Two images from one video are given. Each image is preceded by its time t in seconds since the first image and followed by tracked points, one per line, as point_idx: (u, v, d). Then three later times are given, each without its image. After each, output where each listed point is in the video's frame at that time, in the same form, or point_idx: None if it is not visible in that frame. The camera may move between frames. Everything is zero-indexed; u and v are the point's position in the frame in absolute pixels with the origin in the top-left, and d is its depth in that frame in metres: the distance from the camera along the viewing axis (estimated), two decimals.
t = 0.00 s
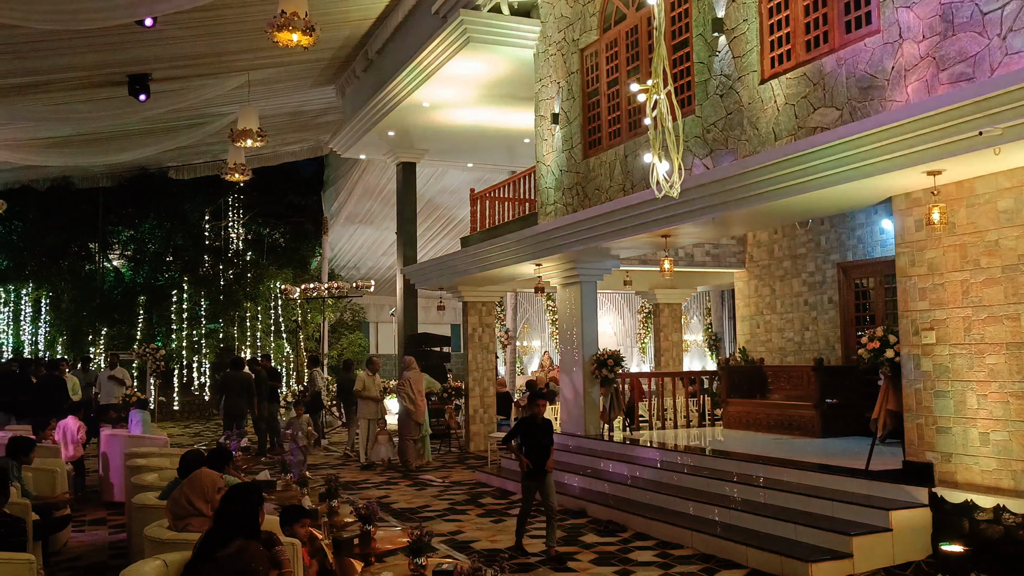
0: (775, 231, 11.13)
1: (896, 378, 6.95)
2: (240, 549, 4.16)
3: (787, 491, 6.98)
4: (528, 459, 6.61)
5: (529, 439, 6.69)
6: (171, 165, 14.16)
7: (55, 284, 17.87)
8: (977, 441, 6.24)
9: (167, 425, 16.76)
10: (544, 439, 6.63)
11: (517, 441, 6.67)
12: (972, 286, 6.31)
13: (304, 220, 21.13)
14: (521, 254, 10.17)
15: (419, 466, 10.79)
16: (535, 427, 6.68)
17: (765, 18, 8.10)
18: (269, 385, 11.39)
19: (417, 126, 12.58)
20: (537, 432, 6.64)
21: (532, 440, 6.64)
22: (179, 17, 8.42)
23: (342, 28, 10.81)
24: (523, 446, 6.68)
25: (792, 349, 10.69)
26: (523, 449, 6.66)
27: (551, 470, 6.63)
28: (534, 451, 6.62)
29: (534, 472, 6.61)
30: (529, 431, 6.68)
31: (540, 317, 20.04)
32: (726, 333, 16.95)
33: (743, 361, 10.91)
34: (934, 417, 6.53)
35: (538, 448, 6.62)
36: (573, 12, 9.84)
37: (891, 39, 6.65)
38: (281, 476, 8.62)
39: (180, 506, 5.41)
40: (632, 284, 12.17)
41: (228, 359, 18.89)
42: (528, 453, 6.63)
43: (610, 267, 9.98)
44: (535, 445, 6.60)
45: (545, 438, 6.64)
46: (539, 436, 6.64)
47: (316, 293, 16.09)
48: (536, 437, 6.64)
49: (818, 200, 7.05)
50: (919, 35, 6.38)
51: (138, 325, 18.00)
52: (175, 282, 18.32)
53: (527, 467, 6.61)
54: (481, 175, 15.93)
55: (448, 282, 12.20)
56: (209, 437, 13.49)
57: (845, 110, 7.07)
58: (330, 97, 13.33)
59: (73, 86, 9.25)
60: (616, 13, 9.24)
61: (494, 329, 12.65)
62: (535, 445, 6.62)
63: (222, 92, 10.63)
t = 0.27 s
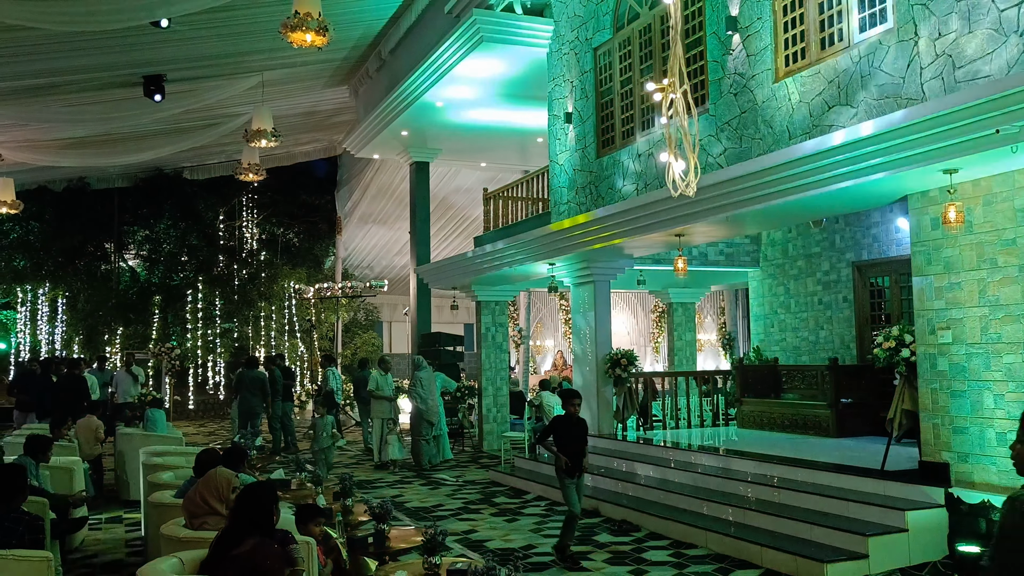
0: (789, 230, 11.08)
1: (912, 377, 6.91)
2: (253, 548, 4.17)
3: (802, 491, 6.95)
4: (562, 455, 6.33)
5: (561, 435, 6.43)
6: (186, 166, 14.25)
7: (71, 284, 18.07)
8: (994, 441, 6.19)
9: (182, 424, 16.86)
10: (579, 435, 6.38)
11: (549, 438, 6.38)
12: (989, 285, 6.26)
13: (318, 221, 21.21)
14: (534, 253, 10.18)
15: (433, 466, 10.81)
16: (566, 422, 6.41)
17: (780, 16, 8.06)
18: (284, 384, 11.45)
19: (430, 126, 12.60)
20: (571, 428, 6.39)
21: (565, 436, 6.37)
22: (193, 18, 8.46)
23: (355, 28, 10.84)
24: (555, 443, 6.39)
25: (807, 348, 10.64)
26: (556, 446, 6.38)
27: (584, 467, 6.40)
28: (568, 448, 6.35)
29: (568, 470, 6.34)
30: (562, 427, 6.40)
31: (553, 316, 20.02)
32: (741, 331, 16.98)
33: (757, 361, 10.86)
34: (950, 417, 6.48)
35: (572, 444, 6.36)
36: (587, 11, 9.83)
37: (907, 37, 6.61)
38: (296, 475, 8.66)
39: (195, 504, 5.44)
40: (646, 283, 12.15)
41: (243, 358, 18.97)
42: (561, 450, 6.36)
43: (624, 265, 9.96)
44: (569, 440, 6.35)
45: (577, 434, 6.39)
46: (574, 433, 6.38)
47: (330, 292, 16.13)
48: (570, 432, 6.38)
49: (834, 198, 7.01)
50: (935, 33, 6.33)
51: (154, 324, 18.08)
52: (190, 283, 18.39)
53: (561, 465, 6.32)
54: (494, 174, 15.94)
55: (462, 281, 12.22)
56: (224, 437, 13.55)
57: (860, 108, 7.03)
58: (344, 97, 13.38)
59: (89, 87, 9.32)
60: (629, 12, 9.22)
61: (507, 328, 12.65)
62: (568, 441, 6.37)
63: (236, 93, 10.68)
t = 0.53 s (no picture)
0: (802, 229, 11.04)
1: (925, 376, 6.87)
2: (267, 545, 4.18)
3: (815, 490, 6.93)
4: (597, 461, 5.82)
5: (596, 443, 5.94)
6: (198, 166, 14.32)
7: (84, 283, 18.21)
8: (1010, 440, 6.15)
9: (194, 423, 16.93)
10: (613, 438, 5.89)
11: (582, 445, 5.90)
12: (1005, 283, 6.22)
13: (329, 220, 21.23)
14: (545, 252, 10.17)
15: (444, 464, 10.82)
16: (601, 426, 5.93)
17: (793, 13, 8.02)
18: (296, 381, 11.49)
19: (441, 125, 12.61)
20: (606, 433, 5.90)
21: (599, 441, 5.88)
22: (205, 18, 8.49)
23: (366, 28, 10.85)
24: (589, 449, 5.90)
25: (820, 346, 10.60)
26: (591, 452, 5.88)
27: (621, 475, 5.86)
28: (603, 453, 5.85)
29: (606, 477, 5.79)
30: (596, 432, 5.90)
31: (564, 315, 20.01)
32: (753, 330, 16.91)
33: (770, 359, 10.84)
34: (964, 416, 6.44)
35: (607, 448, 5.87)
36: (599, 8, 9.80)
37: (921, 34, 6.57)
38: (309, 473, 8.68)
39: (208, 501, 5.47)
40: (658, 281, 12.14)
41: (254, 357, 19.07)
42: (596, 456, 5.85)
43: (635, 264, 9.94)
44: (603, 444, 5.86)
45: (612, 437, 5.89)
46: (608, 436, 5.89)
47: (341, 291, 16.17)
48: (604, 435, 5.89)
49: (847, 196, 6.98)
50: (949, 30, 6.29)
51: (166, 324, 18.19)
52: (202, 282, 18.45)
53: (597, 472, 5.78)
54: (505, 173, 15.94)
55: (473, 280, 12.24)
56: (237, 434, 13.62)
57: (874, 105, 7.00)
58: (355, 96, 13.42)
59: (101, 87, 9.38)
60: (641, 10, 9.21)
61: (518, 327, 12.65)
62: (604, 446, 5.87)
63: (247, 93, 10.72)
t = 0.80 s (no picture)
0: (814, 227, 11.01)
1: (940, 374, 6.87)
2: (282, 541, 4.21)
3: (828, 489, 6.90)
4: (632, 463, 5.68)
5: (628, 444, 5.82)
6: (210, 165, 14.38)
7: (98, 282, 18.25)
8: None
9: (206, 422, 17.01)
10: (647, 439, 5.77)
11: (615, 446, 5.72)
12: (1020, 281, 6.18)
13: (341, 219, 21.24)
14: (557, 250, 10.17)
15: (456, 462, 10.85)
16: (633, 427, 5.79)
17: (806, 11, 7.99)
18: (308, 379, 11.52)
19: (452, 124, 12.63)
20: (638, 433, 5.77)
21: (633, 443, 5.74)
22: (217, 19, 8.52)
23: (377, 27, 10.87)
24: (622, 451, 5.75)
25: (832, 345, 10.57)
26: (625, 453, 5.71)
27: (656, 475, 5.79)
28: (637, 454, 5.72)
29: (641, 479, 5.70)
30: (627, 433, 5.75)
31: (575, 314, 20.00)
32: (764, 329, 16.79)
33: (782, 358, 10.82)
34: (979, 415, 6.41)
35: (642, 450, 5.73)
36: (611, 6, 9.79)
37: (935, 31, 6.54)
38: (321, 471, 8.70)
39: (223, 498, 5.51)
40: (669, 280, 12.13)
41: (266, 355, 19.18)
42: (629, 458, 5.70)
43: (646, 263, 9.93)
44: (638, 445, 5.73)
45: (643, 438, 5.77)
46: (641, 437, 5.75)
47: (353, 290, 16.22)
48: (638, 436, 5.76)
49: (860, 194, 6.96)
50: (964, 27, 6.26)
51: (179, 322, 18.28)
52: (215, 280, 18.51)
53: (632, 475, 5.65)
54: (516, 171, 15.94)
55: (484, 278, 12.25)
56: (249, 432, 13.68)
57: (888, 103, 6.97)
58: (366, 95, 13.46)
59: (114, 87, 9.42)
60: (652, 8, 9.21)
61: (530, 325, 12.66)
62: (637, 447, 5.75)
63: (259, 92, 10.75)
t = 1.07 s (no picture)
0: (825, 226, 10.98)
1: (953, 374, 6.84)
2: (294, 539, 4.23)
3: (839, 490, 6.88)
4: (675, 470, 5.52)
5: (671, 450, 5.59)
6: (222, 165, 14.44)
7: (111, 281, 18.43)
8: None
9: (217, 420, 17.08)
10: (690, 448, 5.54)
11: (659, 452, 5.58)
12: None
13: (351, 219, 20.94)
14: (568, 250, 10.16)
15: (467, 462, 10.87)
16: (677, 435, 5.59)
17: (817, 10, 7.96)
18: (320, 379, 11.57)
19: (463, 124, 12.64)
20: (682, 440, 5.56)
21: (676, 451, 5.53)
22: (229, 19, 8.56)
23: (388, 27, 10.90)
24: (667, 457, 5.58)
25: (844, 345, 10.54)
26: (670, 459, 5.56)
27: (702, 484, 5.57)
28: (679, 461, 5.52)
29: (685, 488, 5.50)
30: (673, 440, 5.57)
31: (585, 313, 20.00)
32: (774, 329, 16.73)
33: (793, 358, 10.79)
34: (992, 415, 6.38)
35: (685, 458, 5.51)
36: (622, 6, 9.78)
37: (948, 29, 6.51)
38: (333, 470, 8.73)
39: (235, 497, 5.55)
40: (680, 279, 12.12)
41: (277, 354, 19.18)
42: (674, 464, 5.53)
43: (657, 262, 9.90)
44: (680, 453, 5.53)
45: (688, 446, 5.55)
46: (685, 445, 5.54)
47: (364, 289, 16.27)
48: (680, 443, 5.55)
49: (872, 193, 6.94)
50: (977, 25, 6.23)
51: (191, 321, 18.34)
52: (226, 280, 18.54)
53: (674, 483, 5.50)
54: (526, 171, 15.94)
55: (495, 278, 12.27)
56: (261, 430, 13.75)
57: (900, 102, 6.94)
58: (377, 95, 13.49)
59: (127, 88, 9.47)
60: (663, 7, 9.21)
61: (540, 325, 12.67)
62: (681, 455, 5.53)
63: (271, 93, 10.80)
